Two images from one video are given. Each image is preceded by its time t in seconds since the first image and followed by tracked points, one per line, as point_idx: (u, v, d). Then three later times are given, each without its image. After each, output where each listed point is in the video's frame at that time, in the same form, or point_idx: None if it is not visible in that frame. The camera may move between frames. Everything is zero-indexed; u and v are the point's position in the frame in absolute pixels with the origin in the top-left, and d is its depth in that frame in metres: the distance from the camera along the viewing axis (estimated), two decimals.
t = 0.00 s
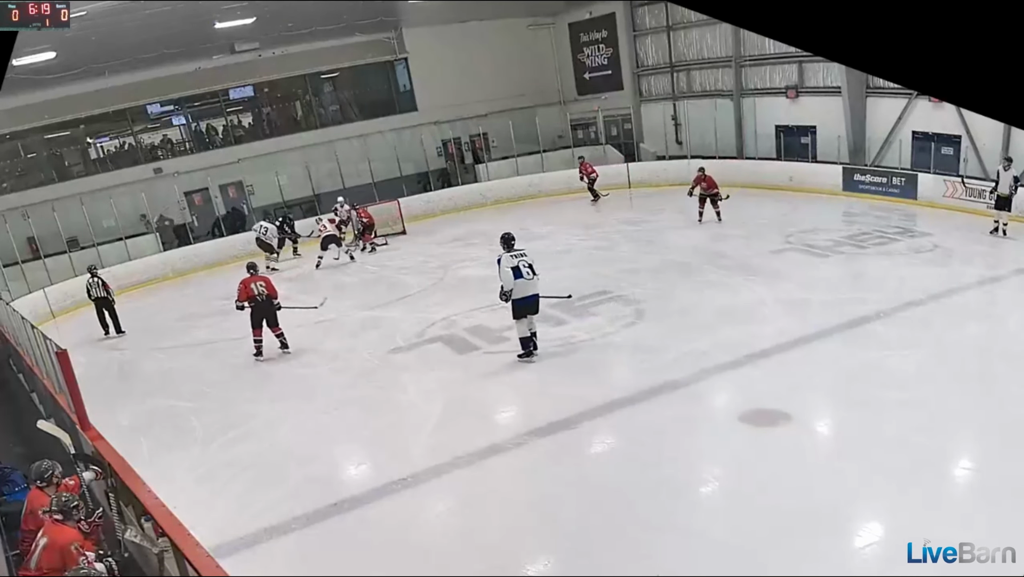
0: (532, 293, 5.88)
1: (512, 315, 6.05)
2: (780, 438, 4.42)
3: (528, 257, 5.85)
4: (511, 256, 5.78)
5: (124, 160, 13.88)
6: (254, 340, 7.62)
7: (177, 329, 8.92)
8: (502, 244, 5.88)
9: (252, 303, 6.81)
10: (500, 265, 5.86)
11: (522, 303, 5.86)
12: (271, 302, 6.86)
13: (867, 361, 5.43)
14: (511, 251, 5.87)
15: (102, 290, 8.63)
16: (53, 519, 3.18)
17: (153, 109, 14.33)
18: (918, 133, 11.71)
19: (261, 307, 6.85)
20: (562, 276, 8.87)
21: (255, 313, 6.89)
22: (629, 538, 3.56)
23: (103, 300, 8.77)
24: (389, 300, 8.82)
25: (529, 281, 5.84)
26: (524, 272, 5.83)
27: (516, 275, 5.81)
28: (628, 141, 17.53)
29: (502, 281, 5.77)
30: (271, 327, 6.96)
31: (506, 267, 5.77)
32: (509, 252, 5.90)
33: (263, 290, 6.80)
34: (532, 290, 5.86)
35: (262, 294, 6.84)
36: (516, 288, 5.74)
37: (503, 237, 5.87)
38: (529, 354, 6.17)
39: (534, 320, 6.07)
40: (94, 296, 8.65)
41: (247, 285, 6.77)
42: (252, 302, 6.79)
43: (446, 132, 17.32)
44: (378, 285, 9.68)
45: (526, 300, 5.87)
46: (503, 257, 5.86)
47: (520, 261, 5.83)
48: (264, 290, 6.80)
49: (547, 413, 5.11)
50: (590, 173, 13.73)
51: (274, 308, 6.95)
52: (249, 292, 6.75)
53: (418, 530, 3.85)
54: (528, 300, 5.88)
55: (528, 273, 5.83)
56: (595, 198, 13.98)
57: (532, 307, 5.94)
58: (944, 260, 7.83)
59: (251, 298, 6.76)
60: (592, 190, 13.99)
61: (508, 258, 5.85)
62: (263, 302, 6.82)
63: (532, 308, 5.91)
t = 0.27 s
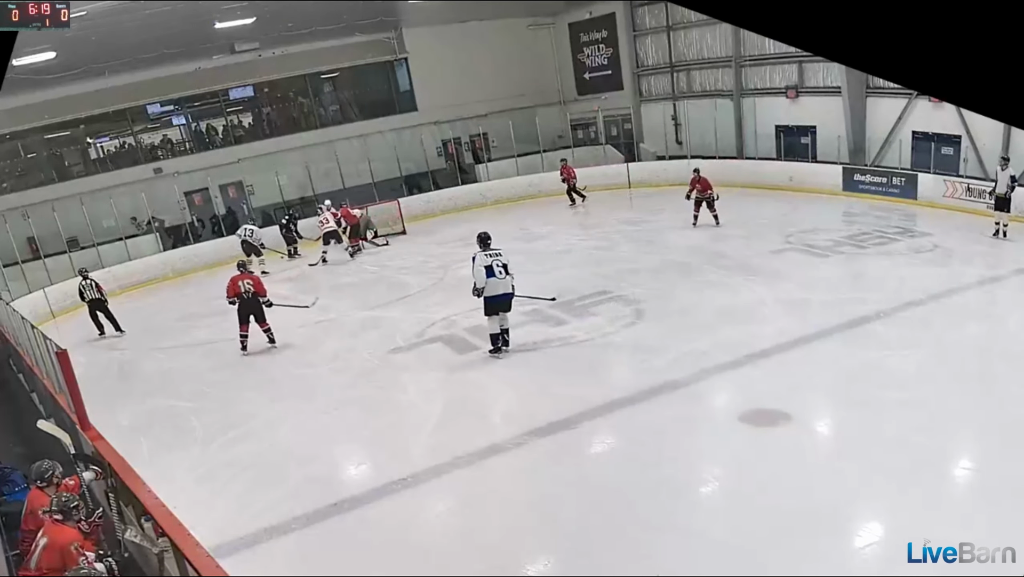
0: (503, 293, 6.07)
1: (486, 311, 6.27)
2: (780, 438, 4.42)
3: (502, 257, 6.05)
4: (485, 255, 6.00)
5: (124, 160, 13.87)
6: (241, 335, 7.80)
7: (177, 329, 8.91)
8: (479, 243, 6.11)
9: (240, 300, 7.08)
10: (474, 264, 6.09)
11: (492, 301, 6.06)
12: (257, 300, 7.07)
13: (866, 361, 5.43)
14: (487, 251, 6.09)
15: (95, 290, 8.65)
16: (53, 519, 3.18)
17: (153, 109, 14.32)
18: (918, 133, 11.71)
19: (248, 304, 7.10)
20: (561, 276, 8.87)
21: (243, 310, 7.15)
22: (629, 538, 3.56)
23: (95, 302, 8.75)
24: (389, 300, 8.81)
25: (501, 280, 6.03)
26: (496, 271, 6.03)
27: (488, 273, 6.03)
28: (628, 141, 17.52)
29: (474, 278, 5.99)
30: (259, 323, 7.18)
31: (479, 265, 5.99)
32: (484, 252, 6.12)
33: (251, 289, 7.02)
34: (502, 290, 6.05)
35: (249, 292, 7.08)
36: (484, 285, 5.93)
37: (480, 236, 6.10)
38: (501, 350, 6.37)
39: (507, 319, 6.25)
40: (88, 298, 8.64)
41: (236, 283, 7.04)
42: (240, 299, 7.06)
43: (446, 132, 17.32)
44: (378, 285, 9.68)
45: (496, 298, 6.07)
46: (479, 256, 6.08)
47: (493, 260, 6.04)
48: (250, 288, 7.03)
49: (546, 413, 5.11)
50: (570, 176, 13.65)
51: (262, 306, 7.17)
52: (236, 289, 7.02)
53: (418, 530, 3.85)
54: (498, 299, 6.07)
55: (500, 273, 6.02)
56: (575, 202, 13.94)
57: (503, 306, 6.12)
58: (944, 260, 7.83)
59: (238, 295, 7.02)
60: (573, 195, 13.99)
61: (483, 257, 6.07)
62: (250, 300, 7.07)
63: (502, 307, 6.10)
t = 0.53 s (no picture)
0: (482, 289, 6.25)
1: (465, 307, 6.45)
2: (780, 438, 4.42)
3: (480, 255, 6.25)
4: (464, 252, 6.18)
5: (124, 160, 13.87)
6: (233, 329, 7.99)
7: (177, 329, 8.92)
8: (458, 241, 6.29)
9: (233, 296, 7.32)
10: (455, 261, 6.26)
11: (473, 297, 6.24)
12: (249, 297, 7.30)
13: (867, 361, 5.43)
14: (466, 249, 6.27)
15: (87, 290, 8.70)
16: (52, 519, 3.19)
17: (153, 109, 14.31)
18: (918, 133, 11.71)
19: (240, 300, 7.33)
20: (562, 276, 8.87)
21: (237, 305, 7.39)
22: (629, 538, 3.56)
23: (86, 302, 8.78)
24: (389, 300, 8.81)
25: (480, 278, 6.21)
26: (475, 268, 6.20)
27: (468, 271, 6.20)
28: (628, 141, 17.53)
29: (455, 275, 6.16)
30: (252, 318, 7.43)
31: (459, 263, 6.16)
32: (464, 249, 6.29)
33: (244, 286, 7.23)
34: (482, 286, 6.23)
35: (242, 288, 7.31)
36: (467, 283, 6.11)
37: (459, 235, 6.28)
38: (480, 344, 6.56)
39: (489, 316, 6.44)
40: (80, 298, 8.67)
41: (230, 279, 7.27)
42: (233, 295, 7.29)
43: (446, 132, 17.34)
44: (378, 285, 9.68)
45: (477, 294, 6.24)
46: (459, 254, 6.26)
47: (472, 258, 6.22)
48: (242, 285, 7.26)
49: (547, 413, 5.11)
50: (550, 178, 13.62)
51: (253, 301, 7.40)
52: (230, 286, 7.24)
53: (418, 530, 3.85)
54: (478, 295, 6.25)
55: (480, 269, 6.20)
56: (553, 203, 13.91)
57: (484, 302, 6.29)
58: (945, 260, 7.83)
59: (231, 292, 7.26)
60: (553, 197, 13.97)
61: (462, 254, 6.24)
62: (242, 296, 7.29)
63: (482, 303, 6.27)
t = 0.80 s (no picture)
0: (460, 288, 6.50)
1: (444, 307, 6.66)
2: (781, 438, 4.42)
3: (455, 256, 6.47)
4: (441, 255, 6.38)
5: (124, 160, 13.88)
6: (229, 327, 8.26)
7: (176, 329, 8.92)
8: (433, 244, 6.49)
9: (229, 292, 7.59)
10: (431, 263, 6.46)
11: (453, 296, 6.48)
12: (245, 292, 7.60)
13: (867, 361, 5.43)
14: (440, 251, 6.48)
15: (81, 291, 8.72)
16: (52, 519, 3.19)
17: (153, 109, 14.31)
18: (918, 133, 11.71)
19: (236, 297, 7.64)
20: (562, 276, 8.87)
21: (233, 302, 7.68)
22: (629, 538, 3.56)
23: (78, 303, 8.78)
24: (389, 300, 8.82)
25: (459, 277, 6.45)
26: (453, 269, 6.43)
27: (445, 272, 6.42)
28: (628, 141, 17.52)
29: (435, 278, 6.36)
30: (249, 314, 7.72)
31: (437, 265, 6.36)
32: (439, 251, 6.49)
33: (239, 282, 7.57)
34: (461, 285, 6.48)
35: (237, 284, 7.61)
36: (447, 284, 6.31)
37: (433, 238, 6.47)
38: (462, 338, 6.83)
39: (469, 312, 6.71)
40: (74, 299, 8.67)
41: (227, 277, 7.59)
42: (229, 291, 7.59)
43: (446, 132, 17.34)
44: (378, 285, 9.68)
45: (457, 294, 6.48)
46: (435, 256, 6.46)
47: (447, 259, 6.43)
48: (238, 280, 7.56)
49: (547, 413, 5.11)
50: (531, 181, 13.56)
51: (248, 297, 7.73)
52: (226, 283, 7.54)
53: (418, 530, 3.85)
54: (457, 294, 6.50)
55: (456, 269, 6.43)
56: (531, 206, 13.83)
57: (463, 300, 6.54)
58: (945, 260, 7.83)
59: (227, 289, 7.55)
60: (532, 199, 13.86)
61: (438, 257, 6.44)
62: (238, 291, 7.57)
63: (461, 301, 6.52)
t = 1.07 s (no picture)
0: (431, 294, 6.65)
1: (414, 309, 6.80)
2: (780, 438, 4.43)
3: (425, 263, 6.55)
4: (414, 263, 6.47)
5: (124, 160, 13.88)
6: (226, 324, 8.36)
7: (176, 329, 8.92)
8: (401, 252, 6.53)
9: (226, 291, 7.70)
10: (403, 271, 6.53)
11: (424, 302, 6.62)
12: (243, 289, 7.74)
13: (867, 361, 5.44)
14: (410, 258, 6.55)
15: (73, 293, 8.75)
16: (53, 519, 3.19)
17: (153, 109, 14.31)
18: (918, 133, 11.72)
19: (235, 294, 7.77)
20: (562, 276, 8.87)
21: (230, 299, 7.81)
22: (629, 538, 3.56)
23: (70, 305, 8.77)
24: (389, 300, 8.82)
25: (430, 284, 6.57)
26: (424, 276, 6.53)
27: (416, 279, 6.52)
28: (628, 141, 17.52)
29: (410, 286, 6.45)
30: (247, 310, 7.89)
31: (412, 274, 6.45)
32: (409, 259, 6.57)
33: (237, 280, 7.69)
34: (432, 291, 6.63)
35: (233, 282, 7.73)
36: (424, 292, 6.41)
37: (401, 246, 6.51)
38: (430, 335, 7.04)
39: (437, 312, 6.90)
40: (67, 301, 8.70)
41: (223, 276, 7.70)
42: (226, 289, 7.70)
43: (446, 132, 17.34)
44: (378, 285, 9.68)
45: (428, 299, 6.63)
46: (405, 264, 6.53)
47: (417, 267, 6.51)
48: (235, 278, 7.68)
49: (546, 413, 5.11)
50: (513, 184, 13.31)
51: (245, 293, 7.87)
52: (223, 282, 7.65)
53: (418, 530, 3.85)
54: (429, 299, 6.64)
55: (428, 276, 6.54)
56: (512, 212, 13.58)
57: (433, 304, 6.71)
58: (945, 260, 7.83)
59: (225, 287, 7.66)
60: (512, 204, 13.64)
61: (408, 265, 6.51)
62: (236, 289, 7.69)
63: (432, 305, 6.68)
